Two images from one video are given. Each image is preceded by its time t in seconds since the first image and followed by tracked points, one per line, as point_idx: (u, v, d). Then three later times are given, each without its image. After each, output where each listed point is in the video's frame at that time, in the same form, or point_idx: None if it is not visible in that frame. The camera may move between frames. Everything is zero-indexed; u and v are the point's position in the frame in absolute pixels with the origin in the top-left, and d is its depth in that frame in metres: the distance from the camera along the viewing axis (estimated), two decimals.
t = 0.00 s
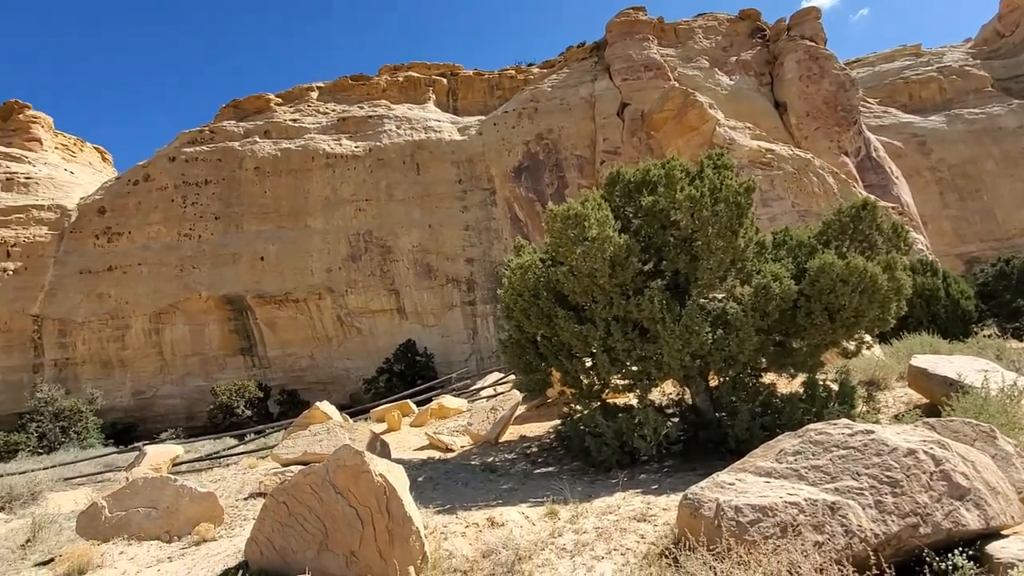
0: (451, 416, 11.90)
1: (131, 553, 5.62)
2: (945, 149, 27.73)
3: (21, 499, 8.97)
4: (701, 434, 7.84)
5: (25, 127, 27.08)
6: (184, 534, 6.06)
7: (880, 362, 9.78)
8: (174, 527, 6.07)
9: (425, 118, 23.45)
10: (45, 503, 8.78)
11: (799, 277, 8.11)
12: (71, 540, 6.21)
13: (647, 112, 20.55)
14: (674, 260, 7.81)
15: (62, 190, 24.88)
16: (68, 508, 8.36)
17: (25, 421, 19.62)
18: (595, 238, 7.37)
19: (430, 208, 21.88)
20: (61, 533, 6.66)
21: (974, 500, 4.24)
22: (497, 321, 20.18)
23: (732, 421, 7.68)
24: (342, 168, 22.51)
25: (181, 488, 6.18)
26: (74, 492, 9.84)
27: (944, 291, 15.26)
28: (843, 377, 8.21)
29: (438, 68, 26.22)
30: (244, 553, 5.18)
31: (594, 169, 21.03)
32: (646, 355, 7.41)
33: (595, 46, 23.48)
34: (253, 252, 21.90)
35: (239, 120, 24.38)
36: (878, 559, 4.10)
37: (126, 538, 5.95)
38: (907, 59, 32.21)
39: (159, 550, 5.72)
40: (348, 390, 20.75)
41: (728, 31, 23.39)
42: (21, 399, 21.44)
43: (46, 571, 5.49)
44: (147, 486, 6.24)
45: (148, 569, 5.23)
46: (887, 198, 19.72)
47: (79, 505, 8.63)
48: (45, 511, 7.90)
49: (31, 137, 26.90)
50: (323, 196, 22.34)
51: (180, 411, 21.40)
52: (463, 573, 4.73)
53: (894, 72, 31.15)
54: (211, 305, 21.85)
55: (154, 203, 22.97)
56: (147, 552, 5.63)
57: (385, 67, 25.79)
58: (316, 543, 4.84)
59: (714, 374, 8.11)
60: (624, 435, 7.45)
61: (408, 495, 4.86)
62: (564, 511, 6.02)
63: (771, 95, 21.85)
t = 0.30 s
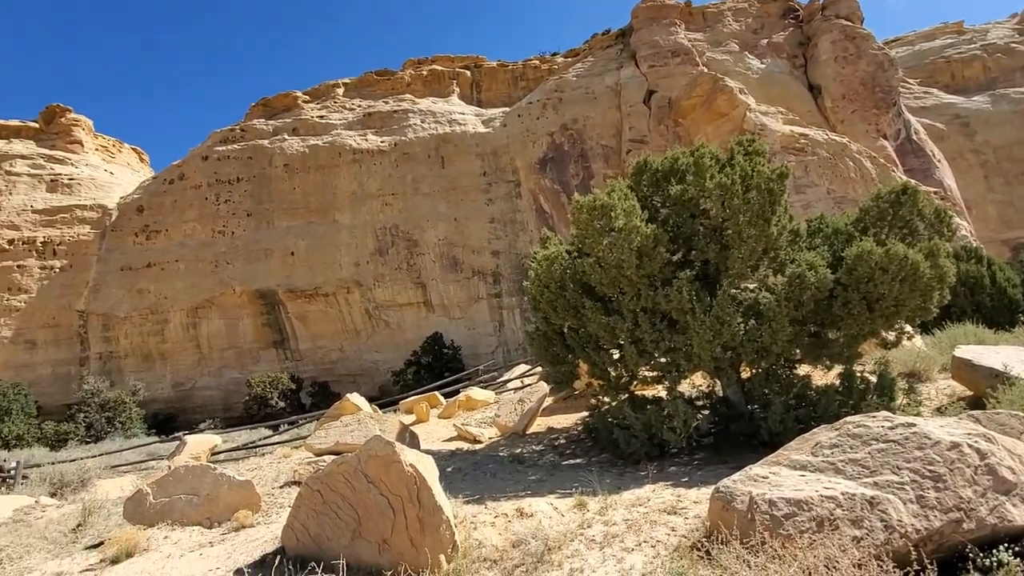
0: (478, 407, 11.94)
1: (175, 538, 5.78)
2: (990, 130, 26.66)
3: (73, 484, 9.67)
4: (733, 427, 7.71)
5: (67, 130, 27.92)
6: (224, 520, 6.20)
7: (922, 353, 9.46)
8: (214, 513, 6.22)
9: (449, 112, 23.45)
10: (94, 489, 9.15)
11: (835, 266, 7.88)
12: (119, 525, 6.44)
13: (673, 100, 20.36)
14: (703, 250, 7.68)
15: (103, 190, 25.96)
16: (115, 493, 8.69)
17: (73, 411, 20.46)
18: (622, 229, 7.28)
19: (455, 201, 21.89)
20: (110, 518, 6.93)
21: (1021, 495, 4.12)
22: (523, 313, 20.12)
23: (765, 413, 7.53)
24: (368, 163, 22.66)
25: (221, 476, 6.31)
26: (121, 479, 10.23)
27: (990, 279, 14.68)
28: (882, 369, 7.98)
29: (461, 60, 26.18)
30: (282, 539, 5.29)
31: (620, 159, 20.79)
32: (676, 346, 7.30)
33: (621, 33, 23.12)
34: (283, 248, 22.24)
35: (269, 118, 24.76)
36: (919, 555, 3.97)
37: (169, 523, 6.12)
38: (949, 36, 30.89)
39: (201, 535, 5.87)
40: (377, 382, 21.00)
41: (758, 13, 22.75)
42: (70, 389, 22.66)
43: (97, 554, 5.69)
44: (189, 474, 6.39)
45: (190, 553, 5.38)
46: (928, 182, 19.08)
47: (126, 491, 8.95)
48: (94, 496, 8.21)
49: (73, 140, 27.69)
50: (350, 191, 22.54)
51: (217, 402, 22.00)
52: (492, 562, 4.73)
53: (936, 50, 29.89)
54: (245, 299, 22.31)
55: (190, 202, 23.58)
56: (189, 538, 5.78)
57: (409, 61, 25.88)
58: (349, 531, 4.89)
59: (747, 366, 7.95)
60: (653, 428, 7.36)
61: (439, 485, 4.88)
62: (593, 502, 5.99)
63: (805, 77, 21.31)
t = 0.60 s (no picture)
0: (505, 399, 11.95)
1: (216, 523, 5.92)
2: None
3: (120, 472, 9.99)
4: (765, 420, 7.57)
5: (106, 132, 28.82)
6: (261, 507, 6.33)
7: (966, 343, 9.16)
8: (252, 500, 6.35)
9: (474, 104, 23.40)
10: (138, 476, 9.46)
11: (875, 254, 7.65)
12: (163, 510, 6.64)
13: (702, 85, 19.97)
14: (735, 239, 7.54)
15: (141, 189, 26.77)
16: (159, 480, 8.97)
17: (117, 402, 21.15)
18: (650, 219, 7.17)
19: (481, 193, 21.88)
20: (154, 504, 7.15)
21: None
22: (550, 305, 20.03)
23: (800, 406, 7.37)
24: (394, 158, 22.78)
25: (258, 464, 6.47)
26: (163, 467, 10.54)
27: None
28: (923, 360, 7.74)
29: (485, 52, 26.09)
30: (316, 526, 5.38)
31: (647, 148, 20.51)
32: (706, 338, 7.18)
33: (647, 19, 22.72)
34: (312, 242, 22.54)
35: (297, 115, 25.08)
36: (963, 551, 3.84)
37: (210, 509, 6.26)
38: (993, 12, 29.64)
39: (240, 521, 6.00)
40: (406, 373, 21.19)
41: None
42: (114, 381, 23.44)
43: (144, 537, 5.87)
44: (227, 462, 6.53)
45: (230, 538, 5.51)
46: (973, 165, 18.47)
47: (168, 478, 9.21)
48: (139, 483, 8.48)
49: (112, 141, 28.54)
50: (376, 185, 22.69)
51: (252, 394, 22.49)
52: (521, 552, 4.74)
53: (979, 28, 28.74)
54: (277, 293, 22.70)
55: (223, 199, 24.09)
56: (229, 523, 5.91)
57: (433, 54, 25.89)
58: (381, 518, 4.94)
59: (780, 358, 7.79)
60: (683, 420, 7.25)
61: (468, 476, 4.90)
62: (622, 494, 5.94)
63: (841, 58, 20.70)
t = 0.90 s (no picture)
0: (536, 390, 11.95)
1: (257, 509, 6.06)
2: None
3: (167, 459, 10.36)
4: (804, 411, 7.40)
5: (146, 133, 30.20)
6: (300, 494, 6.45)
7: (1020, 331, 8.78)
8: (291, 488, 6.47)
9: (500, 95, 23.31)
10: (184, 464, 9.77)
11: (921, 239, 7.37)
12: (209, 496, 6.83)
13: (735, 68, 19.51)
14: (771, 226, 7.35)
15: (180, 188, 28.06)
16: (204, 467, 9.23)
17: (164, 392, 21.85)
18: (683, 207, 7.04)
19: (509, 185, 21.81)
20: (200, 490, 7.41)
21: None
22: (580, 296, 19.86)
23: (841, 397, 7.17)
24: (422, 151, 22.87)
25: (297, 453, 6.57)
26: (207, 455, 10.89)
27: None
28: (973, 349, 7.45)
29: (511, 42, 26.00)
30: (351, 514, 5.43)
31: (678, 134, 20.13)
32: (741, 327, 7.03)
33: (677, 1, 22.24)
34: (344, 237, 22.83)
35: (327, 112, 25.42)
36: (1015, 546, 3.68)
37: (251, 495, 6.42)
38: None
39: (280, 507, 6.13)
40: (436, 365, 21.33)
41: None
42: (160, 373, 24.61)
43: (191, 522, 6.05)
44: (267, 450, 6.67)
45: (271, 524, 5.63)
46: None
47: (212, 465, 9.50)
48: (185, 470, 8.76)
49: (152, 142, 29.91)
50: (405, 179, 22.83)
51: (289, 385, 22.96)
52: (555, 542, 4.73)
53: None
54: (310, 287, 23.08)
55: (258, 196, 24.62)
56: (270, 509, 6.04)
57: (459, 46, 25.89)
58: (415, 506, 4.97)
59: (820, 347, 7.59)
60: (718, 411, 7.11)
61: (500, 466, 4.92)
62: (656, 486, 5.87)
63: (884, 35, 19.99)
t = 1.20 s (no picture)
0: (563, 385, 11.91)
1: (293, 501, 6.17)
2: None
3: (205, 452, 10.67)
4: (841, 406, 7.22)
5: (180, 138, 31.62)
6: (334, 487, 6.55)
7: None
8: (325, 481, 6.57)
9: (524, 89, 23.25)
10: (222, 457, 10.01)
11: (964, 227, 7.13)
12: (246, 489, 6.99)
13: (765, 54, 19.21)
14: (805, 216, 7.19)
15: (213, 190, 29.12)
16: (241, 460, 9.43)
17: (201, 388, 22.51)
18: (712, 198, 6.94)
19: (533, 180, 21.73)
20: (238, 482, 7.60)
21: None
22: (606, 290, 19.67)
23: (880, 392, 6.99)
24: (447, 148, 22.95)
25: (330, 447, 6.68)
26: (243, 448, 11.17)
27: None
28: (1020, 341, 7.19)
29: (534, 36, 25.98)
30: (384, 507, 5.50)
31: (706, 125, 19.78)
32: (774, 320, 6.90)
33: None
34: (371, 235, 23.04)
35: (352, 111, 25.72)
36: None
37: (287, 488, 6.53)
38: None
39: (315, 499, 6.23)
40: (463, 361, 21.41)
41: None
42: (197, 370, 25.27)
43: (230, 513, 6.19)
44: (302, 444, 6.79)
45: (307, 515, 5.73)
46: None
47: (248, 458, 9.73)
48: (223, 463, 8.99)
49: (186, 146, 31.32)
50: (430, 176, 22.93)
51: (319, 380, 23.34)
52: (585, 537, 4.71)
53: None
54: (338, 285, 23.37)
55: (287, 196, 25.05)
56: (304, 501, 6.14)
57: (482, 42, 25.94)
58: (446, 500, 5.00)
59: (857, 340, 7.42)
60: (750, 406, 6.99)
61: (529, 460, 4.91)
62: (687, 481, 5.81)
63: (922, 15, 19.31)
